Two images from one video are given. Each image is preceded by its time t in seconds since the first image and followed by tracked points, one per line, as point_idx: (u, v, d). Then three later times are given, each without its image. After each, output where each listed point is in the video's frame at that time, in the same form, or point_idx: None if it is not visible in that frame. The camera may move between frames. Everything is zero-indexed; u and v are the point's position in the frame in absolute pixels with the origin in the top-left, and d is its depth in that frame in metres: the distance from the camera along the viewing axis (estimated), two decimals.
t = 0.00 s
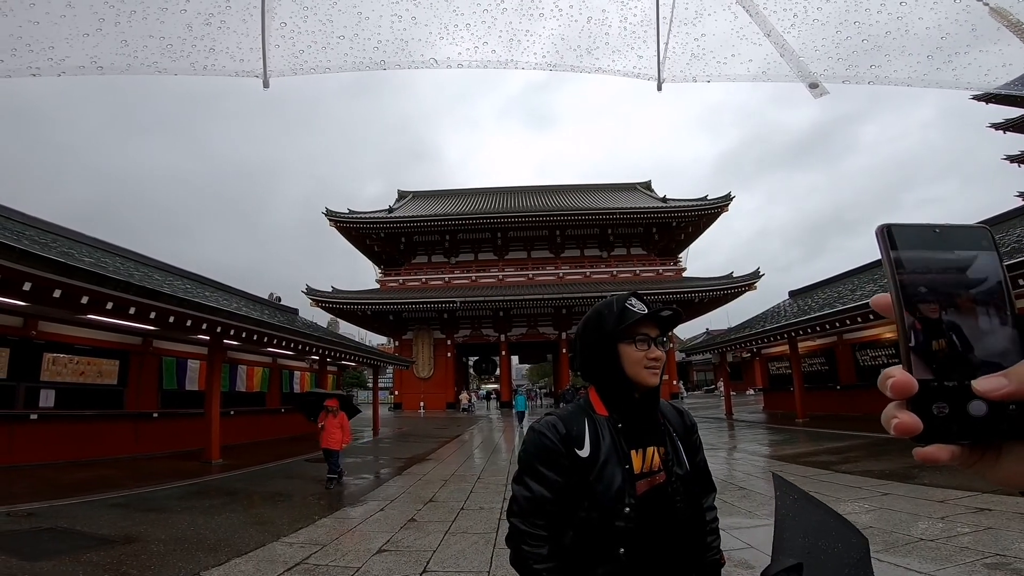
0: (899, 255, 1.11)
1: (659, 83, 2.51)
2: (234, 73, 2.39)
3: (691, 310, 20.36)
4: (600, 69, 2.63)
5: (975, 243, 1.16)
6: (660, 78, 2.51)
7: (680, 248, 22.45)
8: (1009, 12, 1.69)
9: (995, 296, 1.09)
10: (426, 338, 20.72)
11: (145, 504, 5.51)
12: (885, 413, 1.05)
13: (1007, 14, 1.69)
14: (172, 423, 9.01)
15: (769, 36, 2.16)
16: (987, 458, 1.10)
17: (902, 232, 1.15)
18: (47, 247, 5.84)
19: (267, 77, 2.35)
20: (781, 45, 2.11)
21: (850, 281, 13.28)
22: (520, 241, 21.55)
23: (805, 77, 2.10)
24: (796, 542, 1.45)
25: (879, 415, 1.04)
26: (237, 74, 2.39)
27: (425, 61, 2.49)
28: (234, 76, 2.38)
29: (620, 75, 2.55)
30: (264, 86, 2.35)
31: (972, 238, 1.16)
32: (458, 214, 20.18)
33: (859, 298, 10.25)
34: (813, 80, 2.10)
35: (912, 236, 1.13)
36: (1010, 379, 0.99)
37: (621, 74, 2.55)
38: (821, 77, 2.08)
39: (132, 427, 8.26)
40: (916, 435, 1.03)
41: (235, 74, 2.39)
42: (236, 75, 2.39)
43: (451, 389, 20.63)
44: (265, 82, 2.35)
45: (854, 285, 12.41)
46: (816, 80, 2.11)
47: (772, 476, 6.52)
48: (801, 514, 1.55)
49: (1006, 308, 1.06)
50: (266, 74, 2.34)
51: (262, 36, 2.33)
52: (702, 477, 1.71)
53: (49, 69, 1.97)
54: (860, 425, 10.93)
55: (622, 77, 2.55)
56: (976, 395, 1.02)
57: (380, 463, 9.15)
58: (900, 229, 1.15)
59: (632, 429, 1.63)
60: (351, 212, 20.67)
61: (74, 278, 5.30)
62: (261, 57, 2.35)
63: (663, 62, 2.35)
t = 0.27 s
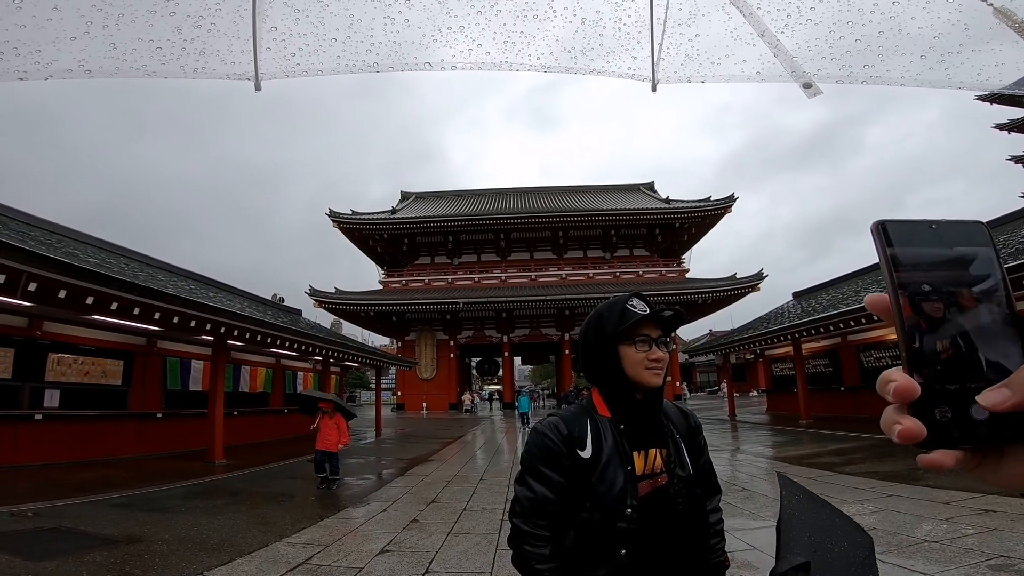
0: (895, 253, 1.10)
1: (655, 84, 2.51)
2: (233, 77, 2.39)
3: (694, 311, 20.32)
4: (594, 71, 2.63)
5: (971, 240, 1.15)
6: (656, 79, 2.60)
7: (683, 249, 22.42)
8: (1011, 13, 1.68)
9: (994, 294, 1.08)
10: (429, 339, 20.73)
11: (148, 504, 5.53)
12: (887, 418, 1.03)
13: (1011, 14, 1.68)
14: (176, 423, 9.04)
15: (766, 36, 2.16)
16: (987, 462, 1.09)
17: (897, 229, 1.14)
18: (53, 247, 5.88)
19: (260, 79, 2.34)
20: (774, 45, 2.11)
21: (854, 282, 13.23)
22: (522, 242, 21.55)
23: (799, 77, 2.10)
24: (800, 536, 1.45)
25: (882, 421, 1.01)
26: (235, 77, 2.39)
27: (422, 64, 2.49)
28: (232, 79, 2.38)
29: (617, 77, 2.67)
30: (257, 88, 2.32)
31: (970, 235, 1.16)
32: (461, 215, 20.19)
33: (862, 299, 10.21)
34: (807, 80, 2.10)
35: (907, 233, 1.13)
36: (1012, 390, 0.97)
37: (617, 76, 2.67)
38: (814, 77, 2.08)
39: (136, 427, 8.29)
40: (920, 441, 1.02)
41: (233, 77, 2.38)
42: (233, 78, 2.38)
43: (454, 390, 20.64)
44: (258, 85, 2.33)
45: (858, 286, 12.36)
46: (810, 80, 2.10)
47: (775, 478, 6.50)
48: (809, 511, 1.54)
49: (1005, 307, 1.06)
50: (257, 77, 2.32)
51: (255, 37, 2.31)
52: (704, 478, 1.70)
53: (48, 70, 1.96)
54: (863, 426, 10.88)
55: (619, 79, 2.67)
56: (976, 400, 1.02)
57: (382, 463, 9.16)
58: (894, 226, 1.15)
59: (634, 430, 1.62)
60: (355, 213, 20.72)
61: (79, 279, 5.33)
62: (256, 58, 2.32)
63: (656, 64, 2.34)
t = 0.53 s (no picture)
0: (882, 261, 1.10)
1: (658, 84, 2.51)
2: (237, 77, 2.37)
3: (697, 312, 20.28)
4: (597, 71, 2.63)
5: (962, 246, 1.15)
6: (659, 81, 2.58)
7: (686, 250, 22.38)
8: (1015, 14, 1.68)
9: (989, 301, 1.06)
10: (431, 340, 20.75)
11: (151, 504, 5.54)
12: (876, 432, 1.02)
13: (1014, 15, 1.68)
14: (179, 423, 9.06)
15: (769, 36, 2.16)
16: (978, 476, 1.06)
17: (883, 237, 1.14)
18: (57, 248, 5.91)
19: (263, 79, 2.32)
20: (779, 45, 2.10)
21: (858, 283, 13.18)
22: (525, 243, 21.55)
23: (804, 77, 2.09)
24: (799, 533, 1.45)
25: (870, 436, 1.00)
26: (240, 78, 2.36)
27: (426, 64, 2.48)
28: (237, 80, 2.36)
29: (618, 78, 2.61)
30: (260, 88, 2.30)
31: (959, 242, 1.16)
32: (464, 216, 20.21)
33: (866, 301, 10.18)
34: (812, 80, 2.09)
35: (894, 241, 1.12)
36: (1007, 404, 0.95)
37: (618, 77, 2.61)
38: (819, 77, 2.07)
39: (139, 427, 8.32)
40: (910, 456, 1.00)
41: (238, 78, 2.36)
42: (238, 79, 2.37)
43: (456, 390, 20.65)
44: (261, 86, 2.31)
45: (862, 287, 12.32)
46: (815, 80, 2.10)
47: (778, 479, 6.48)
48: (805, 507, 1.52)
49: (998, 316, 1.05)
50: (260, 76, 2.30)
51: (259, 38, 2.30)
52: (707, 479, 1.69)
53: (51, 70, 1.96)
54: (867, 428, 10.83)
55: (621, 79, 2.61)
56: (967, 413, 1.00)
57: (384, 464, 9.15)
58: (881, 235, 1.15)
59: (636, 430, 1.61)
60: (358, 214, 20.76)
61: (83, 279, 5.35)
62: (259, 59, 2.30)
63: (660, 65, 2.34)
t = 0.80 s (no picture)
0: (879, 262, 1.09)
1: (656, 84, 2.50)
2: (234, 76, 2.36)
3: (700, 313, 20.24)
4: (596, 70, 2.62)
5: (961, 247, 1.14)
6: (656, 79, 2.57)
7: (689, 252, 22.35)
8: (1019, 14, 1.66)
9: (990, 304, 1.06)
10: (434, 340, 20.76)
11: (154, 503, 5.56)
12: (876, 435, 1.01)
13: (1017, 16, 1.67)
14: (182, 423, 9.09)
15: (768, 34, 2.15)
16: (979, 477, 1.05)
17: (883, 240, 1.13)
18: (62, 248, 5.93)
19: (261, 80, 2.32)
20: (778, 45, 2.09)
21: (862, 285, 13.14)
22: (528, 244, 21.56)
23: (803, 77, 2.08)
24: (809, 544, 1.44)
25: (871, 437, 1.00)
26: (237, 77, 2.36)
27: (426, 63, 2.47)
28: (233, 79, 2.36)
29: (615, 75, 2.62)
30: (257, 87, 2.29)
31: (957, 245, 1.15)
32: (466, 217, 20.23)
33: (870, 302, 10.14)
34: (811, 80, 2.08)
35: (893, 243, 1.11)
36: (1008, 406, 0.94)
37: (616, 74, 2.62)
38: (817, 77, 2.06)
39: (143, 427, 8.34)
40: (910, 458, 0.99)
41: (235, 77, 2.36)
42: (235, 78, 2.36)
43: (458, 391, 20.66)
44: (257, 86, 2.31)
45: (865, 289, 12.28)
46: (813, 80, 2.09)
47: (781, 481, 6.46)
48: (814, 518, 1.52)
49: (998, 318, 1.04)
50: (256, 76, 2.30)
51: (255, 37, 2.29)
52: (711, 480, 1.68)
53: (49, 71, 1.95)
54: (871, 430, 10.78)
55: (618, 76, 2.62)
56: (967, 415, 0.99)
57: (386, 464, 9.16)
58: (880, 237, 1.13)
59: (640, 431, 1.61)
60: (360, 215, 20.80)
61: (88, 279, 5.37)
62: (256, 58, 2.30)
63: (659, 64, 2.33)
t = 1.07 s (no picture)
0: (885, 263, 1.07)
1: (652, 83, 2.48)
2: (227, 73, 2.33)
3: (704, 314, 20.17)
4: (593, 70, 2.60)
5: (967, 250, 1.12)
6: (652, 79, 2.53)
7: (693, 252, 22.28)
8: None
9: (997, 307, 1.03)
10: (437, 341, 20.77)
11: (159, 503, 5.57)
12: (882, 437, 1.01)
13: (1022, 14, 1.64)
14: (186, 423, 9.12)
15: (765, 33, 2.13)
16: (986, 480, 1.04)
17: (890, 242, 1.11)
18: (68, 248, 5.96)
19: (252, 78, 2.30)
20: (774, 45, 2.07)
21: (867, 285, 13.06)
22: (531, 244, 21.54)
23: (798, 77, 2.06)
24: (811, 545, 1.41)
25: (877, 441, 1.00)
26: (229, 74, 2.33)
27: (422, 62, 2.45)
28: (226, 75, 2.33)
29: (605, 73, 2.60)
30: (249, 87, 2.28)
31: (964, 248, 1.12)
32: (470, 217, 20.23)
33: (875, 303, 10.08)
34: (807, 80, 2.07)
35: (900, 245, 1.09)
36: (1014, 409, 0.93)
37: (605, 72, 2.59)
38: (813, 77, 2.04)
39: (148, 427, 8.37)
40: (917, 460, 0.99)
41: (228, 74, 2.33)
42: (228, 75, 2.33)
43: (462, 391, 20.67)
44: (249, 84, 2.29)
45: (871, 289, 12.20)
46: (809, 80, 2.07)
47: (785, 482, 6.42)
48: (819, 519, 1.49)
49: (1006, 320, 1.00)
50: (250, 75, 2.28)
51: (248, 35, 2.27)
52: (718, 482, 1.67)
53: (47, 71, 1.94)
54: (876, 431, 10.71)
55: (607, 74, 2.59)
56: (974, 417, 0.99)
57: (389, 464, 9.16)
58: (887, 239, 1.11)
59: (645, 432, 1.59)
60: (364, 215, 20.83)
61: (94, 280, 5.40)
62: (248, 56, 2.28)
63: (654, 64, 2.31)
